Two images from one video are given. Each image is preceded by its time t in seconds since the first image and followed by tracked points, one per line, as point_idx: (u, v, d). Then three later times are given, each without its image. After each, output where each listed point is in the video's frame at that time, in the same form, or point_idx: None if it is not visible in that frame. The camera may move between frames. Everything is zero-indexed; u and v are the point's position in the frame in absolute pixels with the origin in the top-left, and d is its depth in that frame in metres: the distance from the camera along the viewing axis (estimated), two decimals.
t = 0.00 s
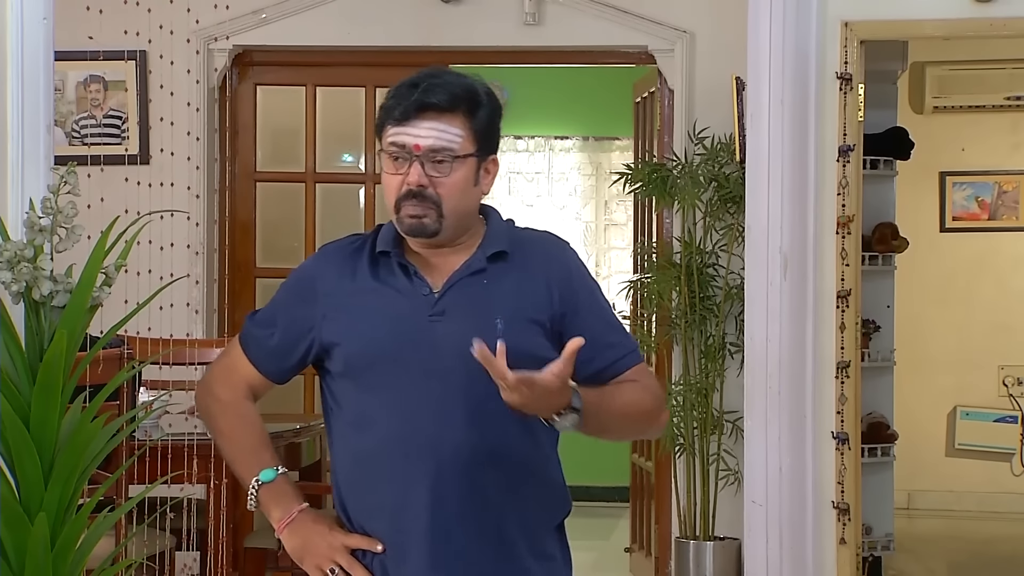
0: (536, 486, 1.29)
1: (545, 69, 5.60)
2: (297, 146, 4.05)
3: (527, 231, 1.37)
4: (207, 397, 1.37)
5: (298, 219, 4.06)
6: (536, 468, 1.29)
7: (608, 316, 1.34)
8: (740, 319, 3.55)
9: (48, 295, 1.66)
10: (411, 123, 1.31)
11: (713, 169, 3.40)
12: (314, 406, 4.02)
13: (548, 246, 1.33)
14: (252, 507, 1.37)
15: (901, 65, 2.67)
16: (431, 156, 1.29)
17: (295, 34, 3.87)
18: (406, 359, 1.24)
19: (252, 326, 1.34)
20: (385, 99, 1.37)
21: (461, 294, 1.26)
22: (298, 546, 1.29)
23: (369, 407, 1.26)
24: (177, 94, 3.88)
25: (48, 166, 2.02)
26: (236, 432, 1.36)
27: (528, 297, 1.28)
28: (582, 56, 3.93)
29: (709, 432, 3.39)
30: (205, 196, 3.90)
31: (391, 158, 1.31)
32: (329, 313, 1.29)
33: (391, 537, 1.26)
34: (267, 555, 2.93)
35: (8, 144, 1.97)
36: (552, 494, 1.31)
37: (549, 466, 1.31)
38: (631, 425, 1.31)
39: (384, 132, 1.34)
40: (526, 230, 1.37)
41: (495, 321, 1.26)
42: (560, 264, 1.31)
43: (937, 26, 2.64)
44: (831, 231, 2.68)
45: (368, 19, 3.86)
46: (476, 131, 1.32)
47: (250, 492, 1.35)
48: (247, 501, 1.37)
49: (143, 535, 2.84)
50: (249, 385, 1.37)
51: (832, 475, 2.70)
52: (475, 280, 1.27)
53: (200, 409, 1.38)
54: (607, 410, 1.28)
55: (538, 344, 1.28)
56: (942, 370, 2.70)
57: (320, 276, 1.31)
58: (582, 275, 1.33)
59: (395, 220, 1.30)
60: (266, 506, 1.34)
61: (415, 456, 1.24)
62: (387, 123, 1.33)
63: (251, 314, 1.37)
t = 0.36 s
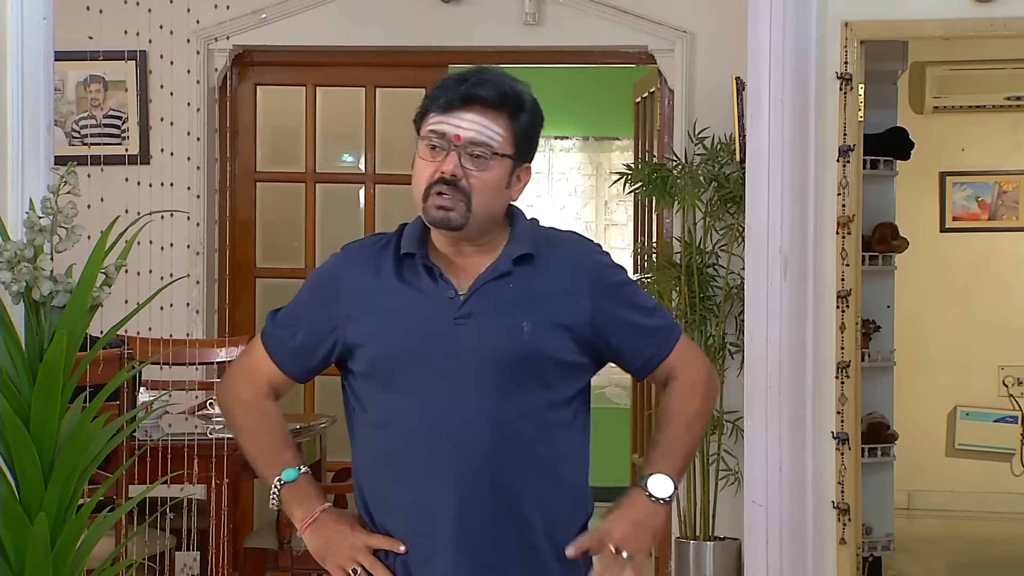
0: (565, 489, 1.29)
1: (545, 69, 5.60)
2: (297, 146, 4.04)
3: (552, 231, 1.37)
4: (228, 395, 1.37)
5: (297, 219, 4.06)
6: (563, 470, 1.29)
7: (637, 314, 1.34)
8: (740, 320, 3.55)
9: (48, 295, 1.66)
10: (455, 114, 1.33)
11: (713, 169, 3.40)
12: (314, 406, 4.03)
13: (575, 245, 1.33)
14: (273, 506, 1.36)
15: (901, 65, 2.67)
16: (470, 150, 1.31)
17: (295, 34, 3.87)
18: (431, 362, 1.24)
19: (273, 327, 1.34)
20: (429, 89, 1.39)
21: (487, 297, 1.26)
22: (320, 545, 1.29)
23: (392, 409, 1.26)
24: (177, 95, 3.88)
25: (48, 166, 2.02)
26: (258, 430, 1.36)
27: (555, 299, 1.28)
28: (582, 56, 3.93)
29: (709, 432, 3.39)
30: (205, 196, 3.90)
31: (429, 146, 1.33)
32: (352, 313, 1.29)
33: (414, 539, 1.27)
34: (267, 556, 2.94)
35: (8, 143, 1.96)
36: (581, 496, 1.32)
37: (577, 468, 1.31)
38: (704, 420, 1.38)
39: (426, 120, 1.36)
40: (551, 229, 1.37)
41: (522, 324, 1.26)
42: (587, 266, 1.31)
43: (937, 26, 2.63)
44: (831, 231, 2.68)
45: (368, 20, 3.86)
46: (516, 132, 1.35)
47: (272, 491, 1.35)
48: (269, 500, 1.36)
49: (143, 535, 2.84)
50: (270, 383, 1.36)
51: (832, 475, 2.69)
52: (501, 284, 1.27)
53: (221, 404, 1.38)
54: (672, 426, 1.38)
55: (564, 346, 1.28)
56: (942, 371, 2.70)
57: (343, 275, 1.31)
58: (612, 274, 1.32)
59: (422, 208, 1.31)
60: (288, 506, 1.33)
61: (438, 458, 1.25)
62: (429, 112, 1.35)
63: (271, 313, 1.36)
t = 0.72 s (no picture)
0: (584, 492, 1.31)
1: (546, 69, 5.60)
2: (297, 147, 4.04)
3: (572, 233, 1.37)
4: (245, 396, 1.38)
5: (297, 219, 4.05)
6: (582, 473, 1.30)
7: (657, 316, 1.35)
8: (740, 320, 3.55)
9: (49, 295, 1.66)
10: (482, 119, 1.32)
11: (714, 169, 3.40)
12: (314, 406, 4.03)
13: (598, 248, 1.34)
14: (290, 508, 1.38)
15: (901, 66, 2.67)
16: (498, 156, 1.31)
17: (295, 34, 3.88)
18: (455, 366, 1.25)
19: (290, 327, 1.35)
20: (453, 93, 1.39)
21: (512, 301, 1.26)
22: (338, 547, 1.31)
23: (414, 412, 1.27)
24: (178, 95, 3.89)
25: (48, 166, 2.02)
26: (275, 432, 1.37)
27: (579, 304, 1.29)
28: (584, 57, 3.92)
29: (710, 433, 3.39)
30: (205, 196, 3.91)
31: (455, 151, 1.33)
32: (374, 315, 1.29)
33: (434, 540, 1.27)
34: (267, 556, 2.92)
35: (8, 144, 1.96)
36: (599, 498, 1.33)
37: (595, 471, 1.32)
38: (707, 431, 1.42)
39: (450, 124, 1.35)
40: (571, 231, 1.38)
41: (547, 328, 1.27)
42: (610, 271, 1.32)
43: (937, 26, 2.62)
44: (831, 232, 2.68)
45: (367, 20, 3.86)
46: (542, 136, 1.35)
47: (289, 492, 1.37)
48: (286, 500, 1.39)
49: (144, 535, 2.85)
50: (286, 384, 1.37)
51: (832, 474, 2.68)
52: (527, 289, 1.27)
53: (237, 406, 1.39)
54: (676, 434, 1.42)
55: (586, 350, 1.29)
56: (942, 371, 2.70)
57: (364, 276, 1.31)
58: (634, 277, 1.34)
59: (448, 213, 1.31)
60: (306, 507, 1.36)
61: (461, 460, 1.25)
62: (454, 116, 1.35)
63: (289, 312, 1.36)
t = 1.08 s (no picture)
0: (595, 494, 1.30)
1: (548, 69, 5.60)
2: (299, 147, 4.04)
3: (584, 235, 1.38)
4: (254, 395, 1.38)
5: (299, 220, 4.05)
6: (594, 475, 1.30)
7: (668, 320, 1.36)
8: (742, 320, 3.55)
9: (51, 295, 1.66)
10: (494, 117, 1.33)
11: (716, 169, 3.40)
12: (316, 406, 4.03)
13: (611, 251, 1.35)
14: (298, 508, 1.38)
15: (904, 65, 2.65)
16: (511, 154, 1.31)
17: (296, 35, 3.88)
18: (468, 367, 1.25)
19: (301, 327, 1.35)
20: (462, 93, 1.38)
21: (525, 302, 1.27)
22: (347, 547, 1.31)
23: (426, 412, 1.27)
24: (180, 95, 3.89)
25: (51, 167, 2.02)
26: (284, 431, 1.37)
27: (592, 307, 1.30)
28: (586, 57, 3.92)
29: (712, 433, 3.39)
30: (208, 196, 3.91)
31: (468, 150, 1.33)
32: (386, 316, 1.30)
33: (443, 541, 1.27)
34: (268, 556, 2.92)
35: (11, 145, 1.96)
36: (609, 499, 1.33)
37: (606, 473, 1.32)
38: (716, 438, 1.42)
39: (462, 123, 1.35)
40: (583, 233, 1.38)
41: (559, 330, 1.27)
42: (623, 274, 1.33)
43: (938, 26, 2.60)
44: (834, 232, 2.66)
45: (368, 20, 3.86)
46: (554, 134, 1.35)
47: (298, 492, 1.37)
48: (294, 500, 1.39)
49: (146, 535, 2.86)
50: (296, 383, 1.37)
51: (833, 476, 2.67)
52: (539, 291, 1.28)
53: (246, 404, 1.39)
54: (685, 440, 1.41)
55: (599, 353, 1.30)
56: (943, 371, 2.71)
57: (376, 277, 1.31)
58: (646, 280, 1.34)
59: (462, 213, 1.31)
60: (314, 507, 1.35)
61: (473, 461, 1.25)
62: (466, 115, 1.35)
63: (300, 312, 1.37)
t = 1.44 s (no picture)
0: (599, 494, 1.30)
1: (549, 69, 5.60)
2: (301, 149, 4.04)
3: (590, 236, 1.38)
4: (259, 394, 1.38)
5: (300, 221, 4.05)
6: (598, 476, 1.30)
7: (673, 322, 1.36)
8: (744, 320, 3.54)
9: (53, 296, 1.66)
10: (498, 117, 1.33)
11: (717, 170, 3.40)
12: (317, 406, 4.03)
13: (616, 252, 1.35)
14: (302, 507, 1.38)
15: (906, 65, 2.65)
16: (515, 154, 1.31)
17: (298, 36, 3.88)
18: (472, 368, 1.25)
19: (306, 327, 1.35)
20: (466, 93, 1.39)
21: (530, 303, 1.26)
22: (349, 547, 1.31)
23: (430, 412, 1.27)
24: (181, 96, 3.89)
25: (52, 168, 2.02)
26: (289, 431, 1.38)
27: (596, 309, 1.30)
28: (588, 57, 3.92)
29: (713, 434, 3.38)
30: (209, 197, 3.91)
31: (472, 150, 1.33)
32: (390, 316, 1.30)
33: (446, 541, 1.27)
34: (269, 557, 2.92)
35: (13, 145, 1.96)
36: (613, 500, 1.33)
37: (611, 474, 1.32)
38: (721, 441, 1.42)
39: (466, 124, 1.35)
40: (589, 235, 1.38)
41: (564, 332, 1.27)
42: (627, 276, 1.33)
43: (940, 26, 2.61)
44: (835, 232, 2.65)
45: (369, 20, 3.86)
46: (558, 134, 1.35)
47: (301, 492, 1.37)
48: (298, 499, 1.39)
49: (148, 535, 2.87)
50: (301, 382, 1.38)
51: (834, 477, 2.66)
52: (544, 292, 1.28)
53: (252, 403, 1.39)
54: (690, 441, 1.41)
55: (603, 355, 1.30)
56: (946, 372, 2.71)
57: (381, 277, 1.32)
58: (651, 281, 1.34)
59: (466, 214, 1.31)
60: (317, 506, 1.35)
61: (476, 462, 1.25)
62: (470, 115, 1.35)
63: (304, 312, 1.37)
